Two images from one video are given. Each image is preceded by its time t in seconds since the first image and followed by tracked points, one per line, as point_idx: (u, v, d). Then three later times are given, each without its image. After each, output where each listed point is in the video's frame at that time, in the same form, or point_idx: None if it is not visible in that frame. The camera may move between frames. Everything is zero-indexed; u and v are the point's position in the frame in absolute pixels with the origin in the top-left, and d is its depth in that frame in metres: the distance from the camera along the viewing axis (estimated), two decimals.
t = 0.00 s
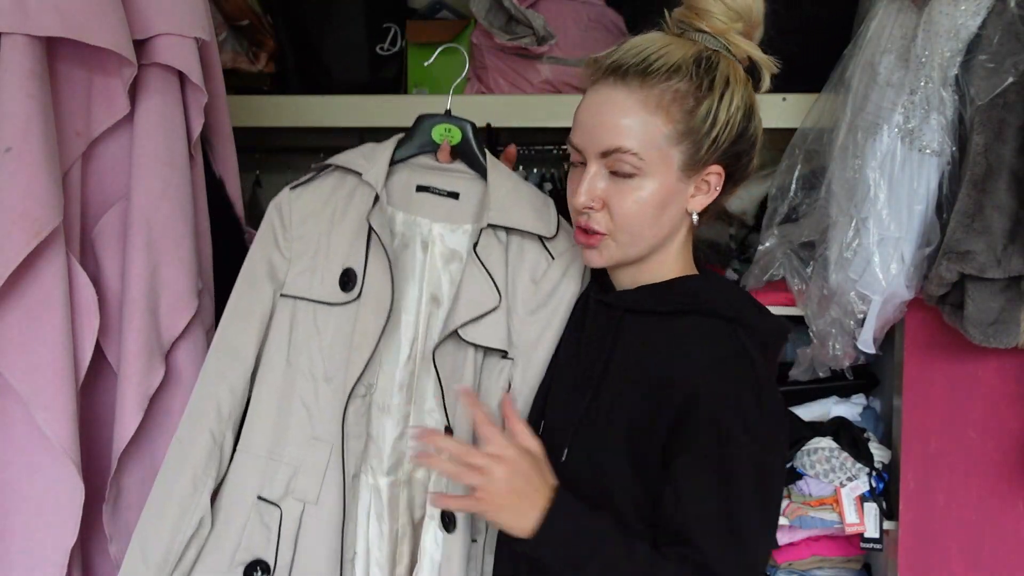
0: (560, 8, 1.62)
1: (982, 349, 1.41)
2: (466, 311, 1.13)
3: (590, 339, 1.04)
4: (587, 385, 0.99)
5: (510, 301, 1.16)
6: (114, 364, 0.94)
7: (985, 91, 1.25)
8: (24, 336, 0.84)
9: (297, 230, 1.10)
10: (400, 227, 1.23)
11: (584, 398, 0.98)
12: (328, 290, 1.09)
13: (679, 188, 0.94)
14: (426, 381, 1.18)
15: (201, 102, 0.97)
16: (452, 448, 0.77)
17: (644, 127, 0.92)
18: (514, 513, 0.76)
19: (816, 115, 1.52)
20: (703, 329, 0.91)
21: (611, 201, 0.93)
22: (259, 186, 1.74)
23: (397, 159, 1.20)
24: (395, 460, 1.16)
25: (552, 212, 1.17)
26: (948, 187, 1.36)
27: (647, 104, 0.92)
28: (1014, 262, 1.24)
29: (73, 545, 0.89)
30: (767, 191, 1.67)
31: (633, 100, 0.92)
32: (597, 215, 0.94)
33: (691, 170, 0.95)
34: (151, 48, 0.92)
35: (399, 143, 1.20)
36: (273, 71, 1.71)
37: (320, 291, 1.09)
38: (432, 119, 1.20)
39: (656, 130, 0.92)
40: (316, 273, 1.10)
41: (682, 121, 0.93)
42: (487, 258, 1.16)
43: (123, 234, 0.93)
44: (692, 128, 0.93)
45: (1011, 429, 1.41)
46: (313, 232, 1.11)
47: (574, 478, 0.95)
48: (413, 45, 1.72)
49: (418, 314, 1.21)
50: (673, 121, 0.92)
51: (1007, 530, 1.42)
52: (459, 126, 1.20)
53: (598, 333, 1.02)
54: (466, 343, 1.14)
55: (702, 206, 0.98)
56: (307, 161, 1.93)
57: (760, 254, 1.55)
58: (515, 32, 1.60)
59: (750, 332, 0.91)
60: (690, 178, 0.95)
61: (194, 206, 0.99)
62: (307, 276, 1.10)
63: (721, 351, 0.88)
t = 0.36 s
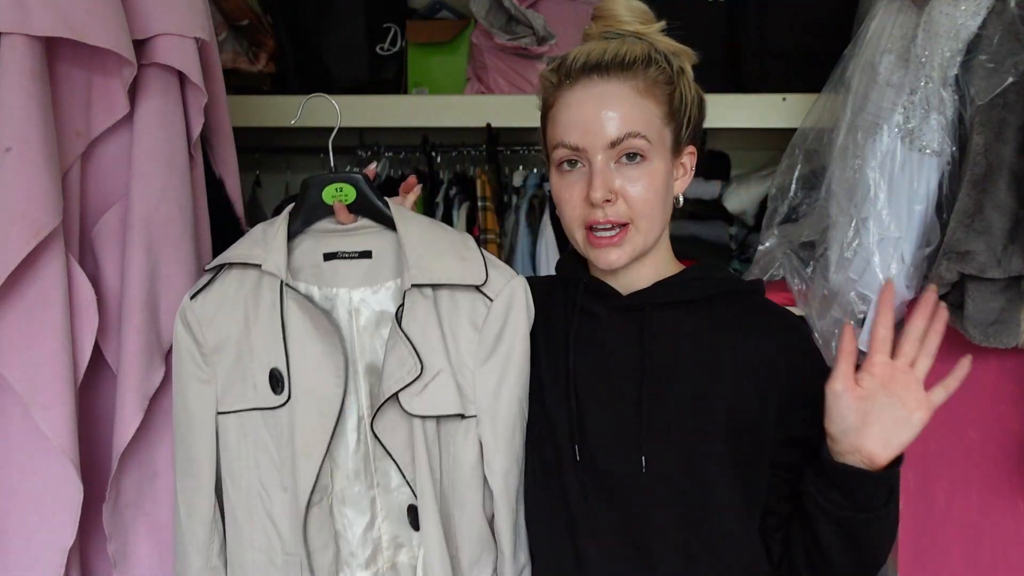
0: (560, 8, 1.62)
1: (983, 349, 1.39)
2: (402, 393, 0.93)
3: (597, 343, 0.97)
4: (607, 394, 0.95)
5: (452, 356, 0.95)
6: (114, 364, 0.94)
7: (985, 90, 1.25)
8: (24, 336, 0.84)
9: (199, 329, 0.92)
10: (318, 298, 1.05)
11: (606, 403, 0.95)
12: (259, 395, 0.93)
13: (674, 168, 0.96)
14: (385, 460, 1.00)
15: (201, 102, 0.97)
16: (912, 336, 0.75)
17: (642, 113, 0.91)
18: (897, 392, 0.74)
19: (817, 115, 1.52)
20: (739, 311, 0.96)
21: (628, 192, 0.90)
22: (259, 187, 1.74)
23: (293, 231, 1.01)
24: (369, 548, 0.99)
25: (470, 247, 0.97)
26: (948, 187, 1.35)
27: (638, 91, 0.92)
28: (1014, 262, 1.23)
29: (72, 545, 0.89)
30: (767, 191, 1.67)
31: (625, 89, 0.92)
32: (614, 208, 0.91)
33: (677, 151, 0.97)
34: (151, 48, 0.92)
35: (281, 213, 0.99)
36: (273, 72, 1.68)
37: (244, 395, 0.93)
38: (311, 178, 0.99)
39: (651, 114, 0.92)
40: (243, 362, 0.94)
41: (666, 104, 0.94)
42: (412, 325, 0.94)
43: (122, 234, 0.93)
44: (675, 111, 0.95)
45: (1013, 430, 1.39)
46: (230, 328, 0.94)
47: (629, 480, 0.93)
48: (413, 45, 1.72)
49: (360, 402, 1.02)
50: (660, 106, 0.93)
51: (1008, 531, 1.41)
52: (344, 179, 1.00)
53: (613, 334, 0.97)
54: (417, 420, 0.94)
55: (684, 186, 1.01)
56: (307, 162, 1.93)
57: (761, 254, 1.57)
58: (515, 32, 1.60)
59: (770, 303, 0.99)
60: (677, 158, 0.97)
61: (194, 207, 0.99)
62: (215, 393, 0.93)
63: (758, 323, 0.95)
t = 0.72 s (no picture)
0: (560, 8, 1.62)
1: (983, 349, 1.41)
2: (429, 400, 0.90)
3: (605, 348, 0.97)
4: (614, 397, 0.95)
5: (496, 378, 0.91)
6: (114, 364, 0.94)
7: (985, 90, 1.25)
8: (25, 335, 0.84)
9: (239, 301, 0.93)
10: (361, 283, 1.06)
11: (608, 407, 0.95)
12: (283, 371, 0.94)
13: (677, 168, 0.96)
14: (397, 464, 1.01)
15: (200, 102, 0.97)
16: (923, 438, 0.73)
17: (646, 111, 0.92)
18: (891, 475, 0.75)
19: (816, 115, 1.52)
20: (747, 315, 0.97)
21: (634, 190, 0.90)
22: (259, 186, 1.74)
23: (347, 211, 1.01)
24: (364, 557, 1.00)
25: (533, 267, 0.93)
26: (948, 187, 1.35)
27: (641, 90, 0.92)
28: (1014, 262, 1.23)
29: (72, 545, 0.89)
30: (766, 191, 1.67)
31: (628, 88, 0.92)
32: (621, 207, 0.91)
33: (681, 150, 0.97)
34: (151, 48, 0.92)
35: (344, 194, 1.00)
36: (274, 71, 1.69)
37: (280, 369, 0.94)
38: (384, 158, 0.99)
39: (653, 112, 0.92)
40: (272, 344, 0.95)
41: (670, 103, 0.94)
42: (457, 335, 0.92)
43: (122, 234, 0.93)
44: (678, 109, 0.95)
45: (1011, 429, 1.40)
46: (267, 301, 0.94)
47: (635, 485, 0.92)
48: (413, 45, 1.72)
49: (384, 390, 1.04)
50: (664, 104, 0.94)
51: (1008, 533, 1.41)
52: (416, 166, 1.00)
53: (621, 341, 0.96)
54: (438, 433, 0.92)
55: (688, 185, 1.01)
56: (307, 162, 1.93)
57: (760, 254, 1.56)
58: (515, 32, 1.60)
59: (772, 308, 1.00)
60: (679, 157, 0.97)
61: (194, 207, 0.99)
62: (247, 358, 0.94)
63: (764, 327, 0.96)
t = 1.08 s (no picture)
0: (560, 8, 1.62)
1: (983, 349, 1.41)
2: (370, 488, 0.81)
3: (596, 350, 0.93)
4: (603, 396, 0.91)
5: (442, 461, 0.82)
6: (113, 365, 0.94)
7: (985, 90, 1.25)
8: (24, 335, 0.84)
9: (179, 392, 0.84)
10: (303, 367, 0.94)
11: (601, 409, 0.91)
12: (224, 469, 0.83)
13: (666, 166, 0.91)
14: (354, 555, 0.86)
15: (201, 102, 0.97)
16: (554, 440, 0.70)
17: (625, 108, 0.90)
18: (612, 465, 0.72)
19: (816, 115, 1.52)
20: (744, 322, 0.92)
21: (607, 186, 0.88)
22: (259, 186, 1.74)
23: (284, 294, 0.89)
24: None
25: (479, 338, 0.83)
26: (948, 187, 1.35)
27: (624, 87, 0.91)
28: (1014, 262, 1.24)
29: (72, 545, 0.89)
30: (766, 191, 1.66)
31: (612, 87, 0.91)
32: (594, 204, 0.89)
33: (677, 147, 0.92)
34: (152, 47, 0.92)
35: (272, 278, 0.87)
36: (273, 71, 1.69)
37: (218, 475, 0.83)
38: (320, 238, 0.86)
39: (636, 110, 0.90)
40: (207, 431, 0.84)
41: (659, 99, 0.91)
42: (400, 421, 0.82)
43: (122, 234, 0.93)
44: (670, 105, 0.92)
45: (1012, 429, 1.40)
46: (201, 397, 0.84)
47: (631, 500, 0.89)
48: (413, 45, 1.72)
49: (334, 484, 0.90)
50: (651, 101, 0.91)
51: (1008, 531, 1.41)
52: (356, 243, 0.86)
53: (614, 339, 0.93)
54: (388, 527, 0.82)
55: (690, 186, 0.95)
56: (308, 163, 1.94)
57: (760, 254, 1.55)
58: (515, 32, 1.60)
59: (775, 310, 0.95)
60: (673, 156, 0.92)
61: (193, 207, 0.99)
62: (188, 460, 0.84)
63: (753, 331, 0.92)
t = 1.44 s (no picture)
0: (560, 8, 1.62)
1: (983, 349, 1.41)
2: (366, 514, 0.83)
3: (583, 344, 0.93)
4: (594, 394, 0.90)
5: (435, 487, 0.83)
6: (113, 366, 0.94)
7: (985, 90, 1.25)
8: (24, 335, 0.84)
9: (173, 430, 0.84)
10: (294, 400, 0.95)
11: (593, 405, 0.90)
12: (219, 505, 0.85)
13: (641, 162, 0.91)
14: None
15: (200, 102, 0.97)
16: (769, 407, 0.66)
17: (595, 107, 0.90)
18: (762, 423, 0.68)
19: (816, 115, 1.52)
20: (731, 317, 0.90)
21: (581, 186, 0.88)
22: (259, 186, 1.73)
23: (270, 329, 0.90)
24: None
25: (465, 362, 0.84)
26: (948, 187, 1.35)
27: (595, 87, 0.91)
28: (1015, 262, 1.24)
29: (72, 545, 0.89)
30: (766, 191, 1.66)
31: (582, 87, 0.92)
32: (571, 204, 0.89)
33: (652, 143, 0.92)
34: (151, 47, 0.92)
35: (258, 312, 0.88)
36: (273, 71, 1.69)
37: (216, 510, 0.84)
38: (299, 271, 0.87)
39: (608, 109, 0.90)
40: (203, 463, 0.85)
41: (631, 97, 0.91)
42: (390, 451, 0.83)
43: (122, 234, 0.93)
44: (642, 102, 0.91)
45: (1012, 429, 1.40)
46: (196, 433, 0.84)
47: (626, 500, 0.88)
48: (413, 45, 1.72)
49: (330, 510, 0.93)
50: (622, 98, 0.91)
51: (1008, 531, 1.41)
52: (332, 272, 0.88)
53: (605, 335, 0.92)
54: (385, 555, 0.84)
55: (669, 181, 0.94)
56: (307, 162, 1.94)
57: (760, 254, 1.55)
58: (515, 31, 1.60)
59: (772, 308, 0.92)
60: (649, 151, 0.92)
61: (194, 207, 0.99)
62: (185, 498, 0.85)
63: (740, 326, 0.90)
